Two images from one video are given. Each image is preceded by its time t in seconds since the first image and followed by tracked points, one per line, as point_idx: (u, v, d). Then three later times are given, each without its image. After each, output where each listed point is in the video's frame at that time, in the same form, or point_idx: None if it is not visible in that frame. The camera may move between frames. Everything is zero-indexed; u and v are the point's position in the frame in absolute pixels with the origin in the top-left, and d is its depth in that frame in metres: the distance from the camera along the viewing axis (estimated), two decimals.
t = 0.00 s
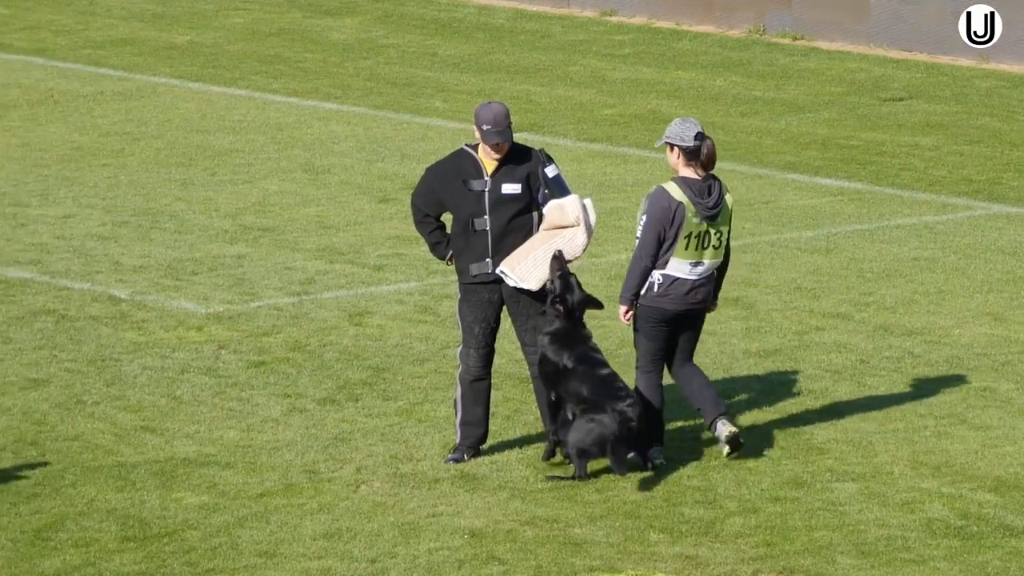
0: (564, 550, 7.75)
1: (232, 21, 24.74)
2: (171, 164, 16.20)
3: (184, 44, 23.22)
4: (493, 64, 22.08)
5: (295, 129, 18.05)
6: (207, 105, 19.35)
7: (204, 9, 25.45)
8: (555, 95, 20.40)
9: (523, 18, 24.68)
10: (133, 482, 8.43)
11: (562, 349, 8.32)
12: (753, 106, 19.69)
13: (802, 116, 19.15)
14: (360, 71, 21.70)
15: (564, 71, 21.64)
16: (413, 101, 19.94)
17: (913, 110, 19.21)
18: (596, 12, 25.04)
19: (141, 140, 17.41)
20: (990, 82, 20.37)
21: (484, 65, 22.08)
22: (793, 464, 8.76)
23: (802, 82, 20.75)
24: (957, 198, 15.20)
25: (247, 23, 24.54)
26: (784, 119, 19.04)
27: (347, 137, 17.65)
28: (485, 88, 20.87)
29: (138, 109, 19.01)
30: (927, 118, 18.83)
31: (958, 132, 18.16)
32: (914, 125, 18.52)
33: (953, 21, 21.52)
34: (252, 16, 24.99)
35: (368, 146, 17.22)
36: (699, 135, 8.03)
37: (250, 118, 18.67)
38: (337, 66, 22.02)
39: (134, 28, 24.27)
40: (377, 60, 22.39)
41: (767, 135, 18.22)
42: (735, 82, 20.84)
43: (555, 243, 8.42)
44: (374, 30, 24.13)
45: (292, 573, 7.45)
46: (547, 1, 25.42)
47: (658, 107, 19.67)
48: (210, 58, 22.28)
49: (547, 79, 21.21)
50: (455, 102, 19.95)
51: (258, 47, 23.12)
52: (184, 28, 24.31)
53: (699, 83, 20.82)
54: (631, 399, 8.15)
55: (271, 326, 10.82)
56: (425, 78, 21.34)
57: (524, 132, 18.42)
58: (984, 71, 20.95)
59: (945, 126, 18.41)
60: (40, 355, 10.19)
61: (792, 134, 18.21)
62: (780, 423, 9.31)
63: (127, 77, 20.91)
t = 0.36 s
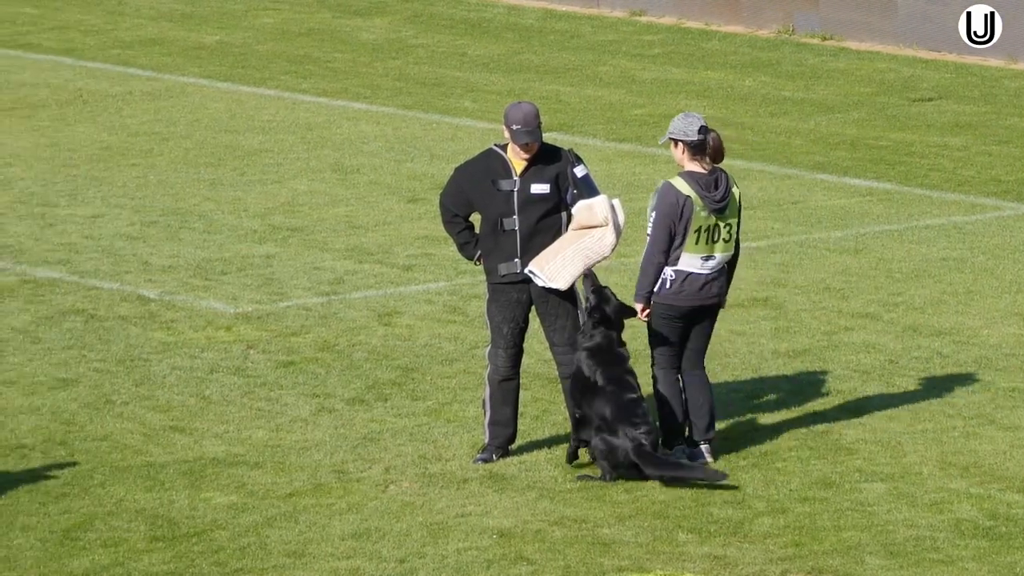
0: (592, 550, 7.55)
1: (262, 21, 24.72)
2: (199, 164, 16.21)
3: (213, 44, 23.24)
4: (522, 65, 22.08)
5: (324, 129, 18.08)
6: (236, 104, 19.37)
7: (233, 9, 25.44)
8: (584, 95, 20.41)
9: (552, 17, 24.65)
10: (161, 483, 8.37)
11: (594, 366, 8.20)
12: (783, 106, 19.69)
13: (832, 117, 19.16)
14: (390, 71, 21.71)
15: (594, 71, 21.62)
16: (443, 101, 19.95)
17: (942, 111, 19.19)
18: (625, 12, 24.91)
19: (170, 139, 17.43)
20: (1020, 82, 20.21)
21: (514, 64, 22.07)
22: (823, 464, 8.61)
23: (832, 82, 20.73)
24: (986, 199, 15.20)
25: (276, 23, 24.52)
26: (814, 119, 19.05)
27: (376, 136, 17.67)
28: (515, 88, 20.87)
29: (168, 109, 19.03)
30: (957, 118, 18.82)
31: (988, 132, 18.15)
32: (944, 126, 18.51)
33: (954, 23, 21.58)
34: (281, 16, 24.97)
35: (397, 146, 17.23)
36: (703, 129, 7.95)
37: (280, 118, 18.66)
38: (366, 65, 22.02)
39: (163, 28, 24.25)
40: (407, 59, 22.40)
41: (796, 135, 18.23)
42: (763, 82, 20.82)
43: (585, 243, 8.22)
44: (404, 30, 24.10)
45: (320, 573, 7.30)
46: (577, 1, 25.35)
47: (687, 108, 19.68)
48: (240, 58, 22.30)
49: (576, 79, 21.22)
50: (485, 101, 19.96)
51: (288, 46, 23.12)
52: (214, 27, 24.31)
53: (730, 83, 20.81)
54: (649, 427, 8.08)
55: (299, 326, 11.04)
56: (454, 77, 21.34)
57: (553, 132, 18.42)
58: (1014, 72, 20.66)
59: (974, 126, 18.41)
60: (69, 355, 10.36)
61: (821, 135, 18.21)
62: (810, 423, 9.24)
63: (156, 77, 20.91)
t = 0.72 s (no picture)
0: (605, 550, 7.54)
1: (275, 21, 24.70)
2: (213, 164, 16.23)
3: (227, 43, 23.25)
4: (536, 65, 22.08)
5: (337, 129, 18.09)
6: (250, 104, 19.38)
7: (247, 9, 25.44)
8: (598, 95, 20.42)
9: (565, 17, 24.66)
10: (174, 483, 8.37)
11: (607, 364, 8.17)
12: (795, 107, 19.69)
13: (845, 117, 19.16)
14: (404, 71, 21.72)
15: (607, 72, 21.61)
16: (456, 101, 19.95)
17: (955, 111, 19.20)
18: (638, 12, 24.88)
19: (183, 139, 17.45)
20: None
21: (527, 65, 22.08)
22: (836, 465, 8.61)
23: (844, 83, 20.72)
24: (1000, 199, 15.20)
25: (290, 23, 24.53)
26: (827, 119, 19.06)
27: (390, 137, 17.69)
28: (528, 88, 20.88)
29: (181, 109, 19.05)
30: (969, 119, 18.82)
31: (1001, 132, 18.15)
32: (957, 126, 18.51)
33: (954, 23, 21.70)
34: (295, 15, 24.97)
35: (411, 146, 17.24)
36: (706, 129, 7.94)
37: (293, 118, 18.67)
38: (379, 66, 22.01)
39: (177, 27, 24.27)
40: (420, 59, 22.41)
41: (810, 135, 18.23)
42: (776, 83, 20.81)
43: (598, 244, 8.19)
44: (417, 29, 24.11)
45: (335, 573, 7.30)
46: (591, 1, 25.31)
47: (700, 108, 19.70)
48: (253, 58, 22.31)
49: (590, 80, 21.23)
50: (498, 101, 19.96)
51: (302, 46, 23.13)
52: (227, 27, 24.32)
53: (743, 83, 20.81)
54: (658, 427, 8.06)
55: (312, 327, 11.03)
56: (468, 77, 21.34)
57: (567, 132, 18.42)
58: None
59: (987, 126, 18.41)
60: (82, 355, 10.36)
61: (835, 135, 18.21)
62: (824, 424, 9.23)
63: (170, 77, 20.93)
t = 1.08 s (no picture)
0: (606, 550, 7.54)
1: (276, 22, 24.69)
2: (214, 164, 16.24)
3: (229, 44, 23.28)
4: (537, 65, 22.10)
5: (338, 129, 18.11)
6: (251, 105, 19.40)
7: (249, 10, 25.46)
8: (599, 96, 20.44)
9: (567, 18, 24.68)
10: (175, 483, 8.37)
11: (614, 361, 8.11)
12: (796, 108, 19.69)
13: (846, 118, 19.17)
14: (405, 71, 21.74)
15: (608, 73, 21.60)
16: (457, 101, 19.97)
17: (956, 112, 19.20)
18: (639, 12, 24.88)
19: (185, 139, 17.47)
20: None
21: (529, 65, 22.10)
22: (836, 465, 8.60)
23: (845, 84, 20.73)
24: (1000, 200, 15.19)
25: (291, 23, 24.55)
26: (828, 120, 19.07)
27: (391, 137, 17.70)
28: (529, 88, 20.90)
29: (183, 109, 19.08)
30: (971, 119, 18.82)
31: (1002, 133, 18.15)
32: (958, 127, 18.51)
33: (955, 23, 21.69)
34: (296, 16, 25.00)
35: (412, 147, 17.26)
36: (703, 132, 7.91)
37: (294, 118, 18.69)
38: (380, 67, 22.00)
39: (178, 27, 24.31)
40: (421, 60, 22.43)
41: (812, 136, 18.23)
42: (777, 84, 20.81)
43: (599, 244, 8.20)
44: (419, 30, 24.14)
45: (335, 573, 7.30)
46: (591, 1, 25.32)
47: (702, 109, 19.71)
48: (255, 58, 22.34)
49: (591, 80, 21.25)
50: (500, 102, 19.98)
51: (303, 46, 23.16)
52: (229, 27, 24.35)
53: (744, 84, 20.82)
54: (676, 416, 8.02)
55: (313, 327, 11.02)
56: (469, 78, 21.36)
57: (568, 133, 18.44)
58: None
59: (988, 127, 18.41)
60: (83, 355, 10.36)
61: (836, 136, 18.21)
62: (825, 424, 9.23)
63: (171, 77, 20.97)
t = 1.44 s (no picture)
0: (601, 552, 7.54)
1: (271, 23, 24.67)
2: (210, 166, 16.25)
3: (224, 45, 23.28)
4: (532, 66, 22.11)
5: (334, 131, 18.11)
6: (247, 106, 19.41)
7: (244, 11, 25.46)
8: (594, 97, 20.44)
9: (562, 19, 24.68)
10: (171, 484, 8.37)
11: (652, 377, 8.06)
12: (791, 110, 19.68)
13: (842, 119, 19.17)
14: (400, 73, 21.74)
15: (603, 74, 21.59)
16: (452, 103, 19.97)
17: (951, 113, 19.20)
18: (635, 13, 24.88)
19: (180, 140, 17.47)
20: None
21: (524, 66, 22.11)
22: (832, 467, 8.60)
23: (841, 85, 20.74)
24: (995, 202, 15.19)
25: (286, 24, 24.56)
26: (823, 121, 19.07)
27: (386, 139, 17.70)
28: (525, 89, 20.90)
29: (178, 111, 19.08)
30: (966, 121, 18.82)
31: (997, 135, 18.14)
32: (954, 128, 18.51)
33: (953, 23, 21.65)
34: (292, 17, 25.01)
35: (407, 148, 17.26)
36: (694, 130, 7.92)
37: (289, 119, 18.69)
38: (375, 68, 21.99)
39: (174, 29, 24.32)
40: (417, 61, 22.44)
41: (807, 138, 18.23)
42: (773, 85, 20.80)
43: (595, 246, 8.21)
44: (414, 31, 24.15)
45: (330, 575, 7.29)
46: (587, 3, 25.33)
47: (697, 110, 19.72)
48: (250, 59, 22.35)
49: (586, 82, 21.25)
50: (495, 103, 19.99)
51: (298, 48, 23.17)
52: (224, 29, 24.36)
53: (739, 85, 20.83)
54: (726, 432, 8.08)
55: (309, 329, 11.02)
56: (465, 79, 21.37)
57: (563, 134, 18.44)
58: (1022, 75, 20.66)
59: (983, 129, 18.41)
60: (78, 356, 10.37)
61: (832, 137, 18.21)
62: (820, 426, 9.22)
63: (167, 78, 20.97)
